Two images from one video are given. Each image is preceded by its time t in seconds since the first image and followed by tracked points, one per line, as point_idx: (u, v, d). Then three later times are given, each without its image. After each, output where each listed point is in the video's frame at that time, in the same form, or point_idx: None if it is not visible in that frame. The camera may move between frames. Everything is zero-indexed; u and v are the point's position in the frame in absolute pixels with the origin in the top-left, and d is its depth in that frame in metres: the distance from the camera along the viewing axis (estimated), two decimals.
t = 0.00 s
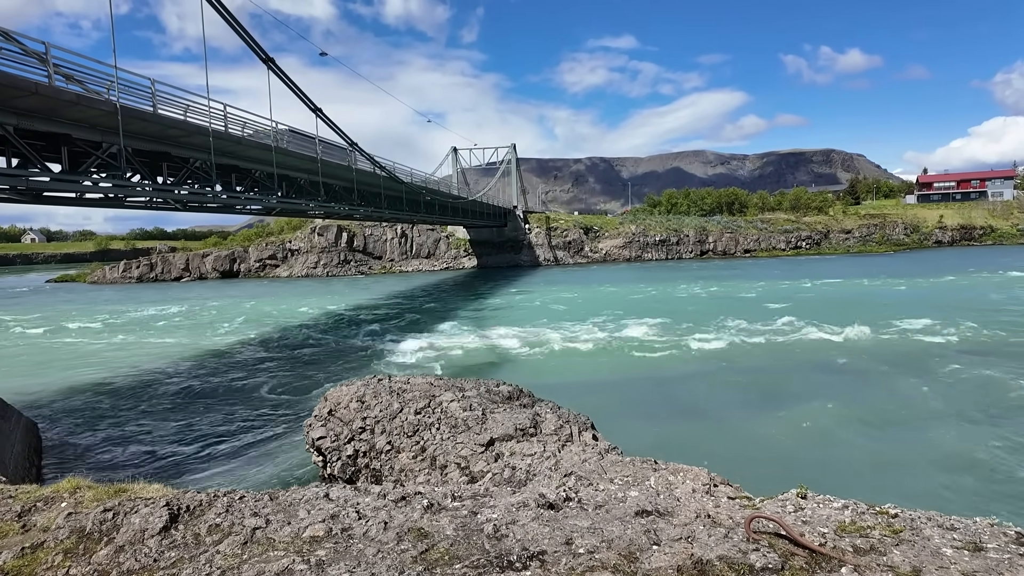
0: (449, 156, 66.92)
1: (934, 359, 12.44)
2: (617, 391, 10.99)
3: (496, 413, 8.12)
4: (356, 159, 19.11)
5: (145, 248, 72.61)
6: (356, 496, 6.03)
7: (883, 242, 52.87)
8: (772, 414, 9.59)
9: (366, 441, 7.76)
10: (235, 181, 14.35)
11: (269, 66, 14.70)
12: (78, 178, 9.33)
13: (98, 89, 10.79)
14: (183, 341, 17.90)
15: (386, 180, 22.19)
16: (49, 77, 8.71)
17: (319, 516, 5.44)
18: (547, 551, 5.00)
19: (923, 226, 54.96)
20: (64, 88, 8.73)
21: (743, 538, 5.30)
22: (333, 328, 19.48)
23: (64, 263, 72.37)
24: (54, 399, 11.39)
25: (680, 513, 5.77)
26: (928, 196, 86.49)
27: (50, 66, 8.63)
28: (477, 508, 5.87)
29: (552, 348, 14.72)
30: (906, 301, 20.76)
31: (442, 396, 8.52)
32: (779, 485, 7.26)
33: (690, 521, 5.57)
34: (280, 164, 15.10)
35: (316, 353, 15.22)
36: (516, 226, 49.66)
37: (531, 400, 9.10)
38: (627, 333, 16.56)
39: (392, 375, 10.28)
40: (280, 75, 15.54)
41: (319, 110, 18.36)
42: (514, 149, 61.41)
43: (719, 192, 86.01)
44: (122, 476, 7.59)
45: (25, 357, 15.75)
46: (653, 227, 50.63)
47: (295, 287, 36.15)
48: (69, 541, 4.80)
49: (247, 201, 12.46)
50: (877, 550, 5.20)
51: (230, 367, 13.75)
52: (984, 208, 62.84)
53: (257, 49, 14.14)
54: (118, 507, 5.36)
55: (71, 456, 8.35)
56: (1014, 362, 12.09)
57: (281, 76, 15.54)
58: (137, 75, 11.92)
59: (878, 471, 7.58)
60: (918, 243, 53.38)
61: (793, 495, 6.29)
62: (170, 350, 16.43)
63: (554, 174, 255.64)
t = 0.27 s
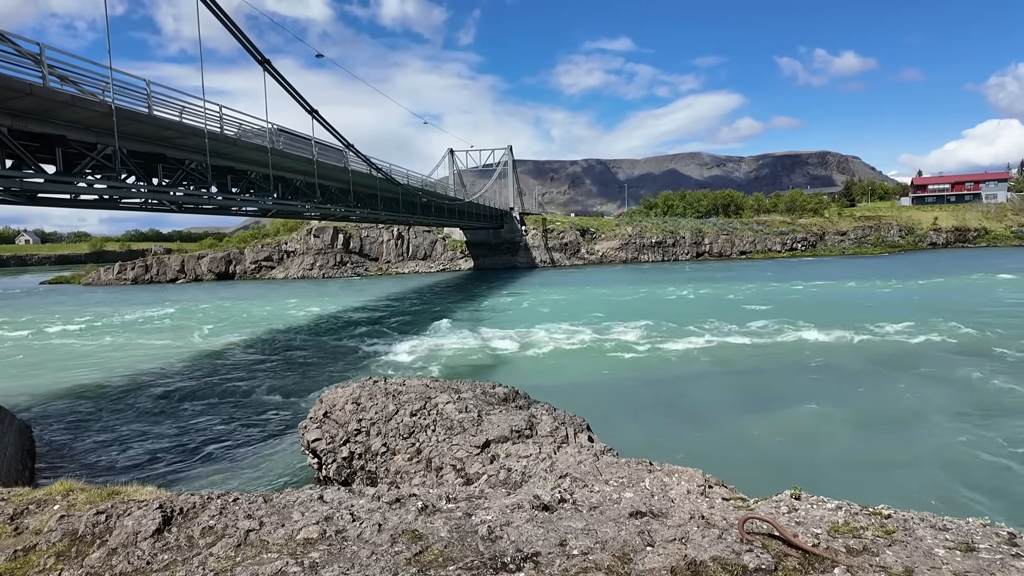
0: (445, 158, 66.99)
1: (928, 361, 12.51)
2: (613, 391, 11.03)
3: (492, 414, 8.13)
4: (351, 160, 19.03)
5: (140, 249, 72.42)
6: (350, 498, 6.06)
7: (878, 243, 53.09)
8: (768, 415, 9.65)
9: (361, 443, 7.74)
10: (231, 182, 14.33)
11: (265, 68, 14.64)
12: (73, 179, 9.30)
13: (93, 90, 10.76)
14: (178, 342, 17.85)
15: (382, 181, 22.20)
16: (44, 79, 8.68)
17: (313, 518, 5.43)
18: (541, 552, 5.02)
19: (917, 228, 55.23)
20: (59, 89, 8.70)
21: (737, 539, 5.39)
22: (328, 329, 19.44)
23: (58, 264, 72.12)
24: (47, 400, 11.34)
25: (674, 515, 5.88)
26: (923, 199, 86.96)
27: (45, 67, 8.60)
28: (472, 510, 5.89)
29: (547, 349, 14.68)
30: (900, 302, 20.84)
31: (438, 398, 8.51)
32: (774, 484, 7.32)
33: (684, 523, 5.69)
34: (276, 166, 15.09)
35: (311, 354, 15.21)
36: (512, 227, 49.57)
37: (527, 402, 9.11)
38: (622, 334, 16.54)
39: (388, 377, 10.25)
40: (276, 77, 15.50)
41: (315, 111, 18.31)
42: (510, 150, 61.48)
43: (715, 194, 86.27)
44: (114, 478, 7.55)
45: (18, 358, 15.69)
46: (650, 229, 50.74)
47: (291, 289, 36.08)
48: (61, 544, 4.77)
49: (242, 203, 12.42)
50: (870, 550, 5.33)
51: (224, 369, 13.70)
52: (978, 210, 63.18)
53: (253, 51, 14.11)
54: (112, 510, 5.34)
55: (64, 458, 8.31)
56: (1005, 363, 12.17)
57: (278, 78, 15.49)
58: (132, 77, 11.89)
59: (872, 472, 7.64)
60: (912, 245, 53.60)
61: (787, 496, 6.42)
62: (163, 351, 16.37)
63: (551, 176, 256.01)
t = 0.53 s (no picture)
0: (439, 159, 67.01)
1: (917, 362, 12.62)
2: (606, 393, 11.04)
3: (485, 416, 8.12)
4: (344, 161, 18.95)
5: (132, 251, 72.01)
6: (341, 502, 6.05)
7: (869, 245, 53.44)
8: (760, 416, 9.69)
9: (354, 446, 7.71)
10: (223, 183, 14.27)
11: (257, 69, 14.57)
12: (63, 180, 9.22)
13: (83, 90, 10.69)
14: (167, 344, 17.72)
15: (375, 183, 22.17)
16: (33, 79, 8.61)
17: (304, 521, 5.42)
18: (532, 554, 5.02)
19: (908, 230, 55.65)
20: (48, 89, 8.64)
21: (728, 540, 5.41)
22: (318, 331, 19.34)
23: (48, 266, 71.62)
24: (32, 403, 11.24)
25: (666, 516, 5.91)
26: (914, 201, 87.66)
27: (34, 67, 8.55)
28: (464, 512, 5.89)
29: (537, 351, 14.65)
30: (888, 304, 20.98)
31: (430, 400, 8.50)
32: (766, 485, 7.35)
33: (675, 524, 5.71)
34: (268, 167, 15.05)
35: (301, 356, 15.14)
36: (506, 228, 49.48)
37: (520, 403, 9.11)
38: (613, 336, 16.53)
39: (381, 379, 10.23)
40: (269, 78, 15.43)
41: (308, 112, 18.24)
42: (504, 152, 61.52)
43: (708, 196, 86.61)
44: (102, 482, 7.51)
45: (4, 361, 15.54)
46: (643, 230, 50.87)
47: (283, 291, 35.93)
48: (48, 548, 4.75)
49: (234, 203, 12.35)
50: (861, 551, 5.36)
51: (214, 371, 13.61)
52: (968, 213, 63.68)
53: (246, 52, 14.04)
54: (100, 514, 5.31)
55: (52, 461, 8.25)
56: (993, 364, 12.26)
57: (271, 80, 15.43)
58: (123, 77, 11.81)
59: (864, 473, 7.68)
60: (904, 246, 53.95)
61: (778, 497, 6.46)
62: (151, 354, 16.24)
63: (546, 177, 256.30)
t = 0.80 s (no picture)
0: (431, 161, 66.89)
1: (904, 363, 12.74)
2: (598, 394, 11.05)
3: (476, 418, 8.11)
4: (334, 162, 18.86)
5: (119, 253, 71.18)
6: (331, 505, 6.02)
7: (858, 247, 53.92)
8: (751, 417, 9.73)
9: (344, 449, 7.67)
10: (212, 184, 14.17)
11: (247, 70, 14.48)
12: (49, 181, 9.12)
13: (71, 90, 10.57)
14: (153, 346, 17.54)
15: (367, 184, 22.10)
16: (19, 78, 8.51)
17: (293, 524, 5.38)
18: (523, 557, 5.01)
19: (895, 232, 56.23)
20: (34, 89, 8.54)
21: (718, 541, 5.42)
22: (307, 333, 19.21)
23: (34, 267, 70.66)
24: (14, 407, 11.07)
25: (656, 517, 5.92)
26: (901, 203, 88.62)
27: (21, 66, 8.45)
28: (455, 515, 5.87)
29: (526, 353, 14.58)
30: (874, 305, 21.15)
31: (422, 402, 8.47)
32: (757, 486, 7.38)
33: (666, 526, 5.72)
34: (258, 168, 14.95)
35: (290, 358, 15.04)
36: (497, 230, 49.43)
37: (511, 405, 9.10)
38: (602, 338, 16.53)
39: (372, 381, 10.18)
40: (259, 79, 15.34)
41: (298, 113, 18.14)
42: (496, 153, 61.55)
43: (699, 198, 87.06)
44: (87, 485, 7.42)
45: None
46: (634, 232, 51.06)
47: (272, 293, 35.70)
48: (32, 554, 4.69)
49: (223, 205, 12.26)
50: (849, 551, 5.40)
51: (200, 374, 13.48)
52: (954, 215, 64.42)
53: (236, 52, 13.94)
54: (85, 518, 5.24)
55: (34, 465, 8.14)
56: (978, 365, 12.39)
57: (261, 80, 15.32)
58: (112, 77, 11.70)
59: (854, 473, 7.71)
60: (891, 248, 54.48)
61: (768, 497, 6.49)
62: (136, 356, 16.06)
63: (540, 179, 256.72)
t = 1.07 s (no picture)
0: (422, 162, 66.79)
1: (890, 363, 12.89)
2: (590, 395, 11.06)
3: (466, 420, 8.09)
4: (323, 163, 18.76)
5: (106, 254, 70.41)
6: (319, 508, 5.98)
7: (845, 249, 54.44)
8: (742, 417, 9.77)
9: (333, 451, 7.62)
10: (201, 185, 14.06)
11: (236, 70, 14.38)
12: (34, 181, 9.02)
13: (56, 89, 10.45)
14: (139, 349, 17.38)
15: (357, 185, 22.03)
16: (3, 78, 8.42)
17: (281, 528, 5.34)
18: (512, 559, 5.00)
19: (882, 234, 56.87)
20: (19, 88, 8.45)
21: (707, 542, 5.44)
22: (294, 335, 19.09)
23: (18, 268, 69.77)
24: None
25: (646, 518, 5.93)
26: (887, 206, 89.66)
27: (5, 66, 8.35)
28: (444, 517, 5.85)
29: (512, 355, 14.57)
30: (859, 306, 21.34)
31: (412, 404, 8.44)
32: (747, 487, 7.41)
33: (655, 526, 5.73)
34: (248, 169, 14.86)
35: (277, 360, 14.97)
36: (488, 231, 49.13)
37: (502, 407, 9.09)
38: (589, 339, 16.55)
39: (361, 383, 10.13)
40: (249, 80, 15.24)
41: (287, 114, 18.03)
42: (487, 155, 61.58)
43: (688, 200, 87.55)
44: (70, 489, 7.35)
45: None
46: (625, 234, 51.29)
47: (261, 294, 35.47)
48: (15, 560, 4.63)
49: (212, 206, 12.16)
50: (837, 550, 5.43)
51: (186, 376, 13.35)
52: (940, 217, 65.21)
53: (224, 52, 13.83)
54: (69, 523, 5.18)
55: (15, 469, 8.03)
56: (959, 365, 12.56)
57: (250, 81, 15.22)
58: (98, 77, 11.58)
59: (843, 473, 7.77)
60: (878, 250, 55.07)
61: (757, 498, 6.52)
62: (121, 358, 15.88)
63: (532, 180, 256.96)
